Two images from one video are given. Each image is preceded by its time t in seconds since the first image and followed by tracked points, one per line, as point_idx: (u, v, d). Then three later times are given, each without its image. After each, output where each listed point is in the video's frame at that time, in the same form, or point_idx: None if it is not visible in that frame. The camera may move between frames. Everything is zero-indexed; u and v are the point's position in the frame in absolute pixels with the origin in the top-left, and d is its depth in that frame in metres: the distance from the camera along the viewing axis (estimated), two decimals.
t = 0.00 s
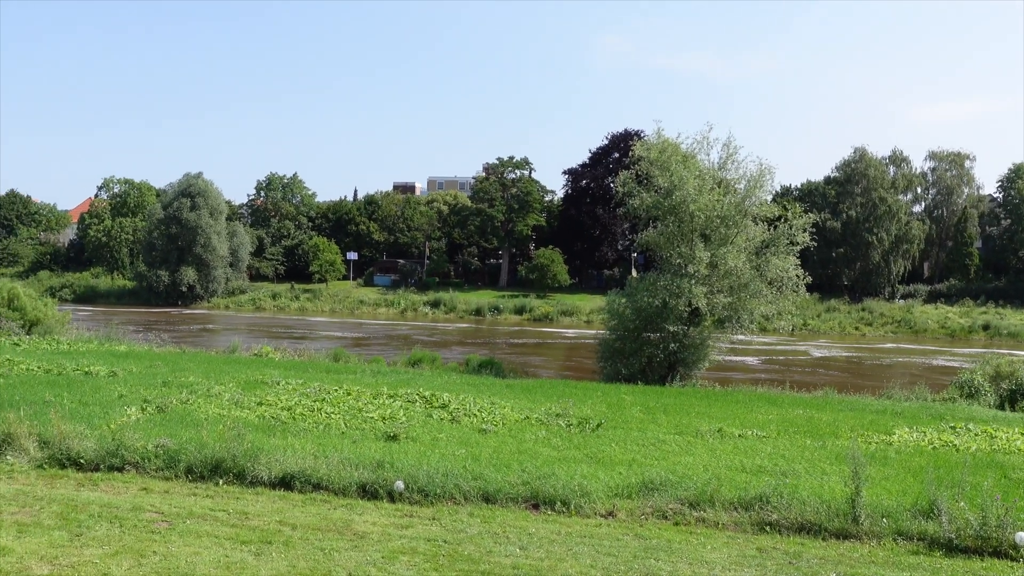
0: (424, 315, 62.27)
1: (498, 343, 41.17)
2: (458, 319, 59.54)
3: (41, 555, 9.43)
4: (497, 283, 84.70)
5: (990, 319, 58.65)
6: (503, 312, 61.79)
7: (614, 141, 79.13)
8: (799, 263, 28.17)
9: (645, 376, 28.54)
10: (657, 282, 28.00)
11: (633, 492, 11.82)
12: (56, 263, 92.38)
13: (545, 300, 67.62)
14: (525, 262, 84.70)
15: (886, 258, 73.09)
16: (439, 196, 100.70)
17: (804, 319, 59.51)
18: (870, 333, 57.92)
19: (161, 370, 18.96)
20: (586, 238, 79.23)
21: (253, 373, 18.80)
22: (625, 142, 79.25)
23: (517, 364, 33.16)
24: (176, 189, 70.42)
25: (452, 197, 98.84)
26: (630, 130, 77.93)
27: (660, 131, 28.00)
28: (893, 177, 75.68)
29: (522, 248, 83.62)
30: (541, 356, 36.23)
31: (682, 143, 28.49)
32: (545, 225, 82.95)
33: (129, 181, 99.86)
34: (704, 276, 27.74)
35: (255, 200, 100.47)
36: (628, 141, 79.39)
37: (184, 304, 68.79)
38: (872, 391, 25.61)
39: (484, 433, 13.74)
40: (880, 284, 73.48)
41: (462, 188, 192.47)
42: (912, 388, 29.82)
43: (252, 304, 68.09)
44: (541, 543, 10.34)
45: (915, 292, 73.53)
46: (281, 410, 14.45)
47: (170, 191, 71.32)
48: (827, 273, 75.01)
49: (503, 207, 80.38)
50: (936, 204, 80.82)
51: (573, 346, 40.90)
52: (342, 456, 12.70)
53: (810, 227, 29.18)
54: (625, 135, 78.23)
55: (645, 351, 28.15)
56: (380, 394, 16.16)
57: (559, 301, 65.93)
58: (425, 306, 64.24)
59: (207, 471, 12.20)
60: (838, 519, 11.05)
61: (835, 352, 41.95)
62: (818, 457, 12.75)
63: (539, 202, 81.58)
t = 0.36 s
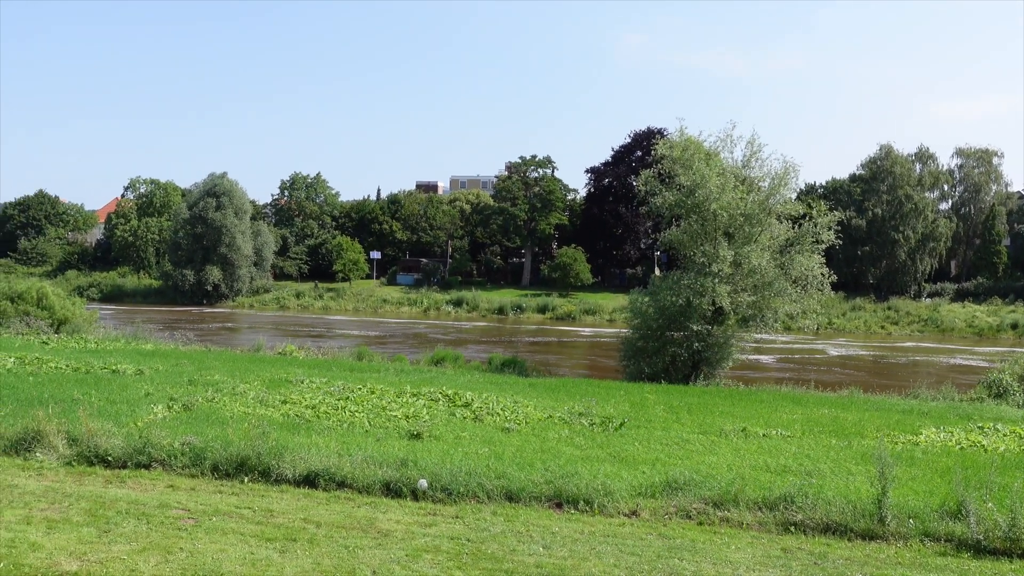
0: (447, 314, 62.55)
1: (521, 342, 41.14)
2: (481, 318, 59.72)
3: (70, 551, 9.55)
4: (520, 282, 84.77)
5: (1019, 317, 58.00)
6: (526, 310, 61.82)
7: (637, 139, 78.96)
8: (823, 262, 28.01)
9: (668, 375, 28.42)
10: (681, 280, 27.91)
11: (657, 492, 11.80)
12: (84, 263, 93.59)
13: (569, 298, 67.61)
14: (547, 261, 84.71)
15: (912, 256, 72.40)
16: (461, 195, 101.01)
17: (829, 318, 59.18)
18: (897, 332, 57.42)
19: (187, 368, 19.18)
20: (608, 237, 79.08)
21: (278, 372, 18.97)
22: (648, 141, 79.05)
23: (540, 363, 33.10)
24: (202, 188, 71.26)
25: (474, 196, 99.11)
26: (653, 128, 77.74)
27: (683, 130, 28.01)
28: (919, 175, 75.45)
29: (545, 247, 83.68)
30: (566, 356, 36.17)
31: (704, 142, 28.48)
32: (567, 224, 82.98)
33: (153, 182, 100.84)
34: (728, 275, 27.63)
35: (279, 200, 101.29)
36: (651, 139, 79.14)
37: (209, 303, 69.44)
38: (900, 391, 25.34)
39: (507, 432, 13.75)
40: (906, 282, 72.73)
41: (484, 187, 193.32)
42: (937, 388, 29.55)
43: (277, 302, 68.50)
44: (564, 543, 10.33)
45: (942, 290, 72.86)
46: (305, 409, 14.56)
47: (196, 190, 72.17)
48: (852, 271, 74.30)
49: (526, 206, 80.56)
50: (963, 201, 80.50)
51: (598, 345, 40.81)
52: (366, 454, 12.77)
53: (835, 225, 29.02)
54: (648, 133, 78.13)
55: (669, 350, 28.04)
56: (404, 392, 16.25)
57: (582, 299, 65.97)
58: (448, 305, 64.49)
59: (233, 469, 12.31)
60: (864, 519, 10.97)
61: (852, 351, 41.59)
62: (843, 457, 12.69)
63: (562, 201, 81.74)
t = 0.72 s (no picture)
0: (470, 314, 62.77)
1: (544, 342, 41.08)
2: (504, 317, 59.83)
3: (99, 548, 9.67)
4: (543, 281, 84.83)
5: None
6: (548, 310, 61.84)
7: (660, 137, 78.63)
8: (849, 260, 27.77)
9: (693, 374, 28.35)
10: (705, 279, 27.81)
11: (681, 491, 11.77)
12: (111, 263, 94.46)
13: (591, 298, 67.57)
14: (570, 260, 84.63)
15: (939, 255, 71.61)
16: (484, 195, 101.26)
17: (855, 317, 58.78)
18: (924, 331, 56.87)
19: (213, 368, 19.35)
20: (631, 236, 78.98)
21: (303, 371, 19.11)
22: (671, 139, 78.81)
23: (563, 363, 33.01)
24: (227, 189, 72.01)
25: (497, 196, 99.28)
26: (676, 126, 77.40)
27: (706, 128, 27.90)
28: (946, 173, 75.30)
29: (568, 247, 83.58)
30: (588, 355, 36.25)
31: (728, 139, 28.36)
32: (590, 223, 82.94)
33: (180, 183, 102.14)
34: (752, 274, 27.52)
35: (303, 201, 102.09)
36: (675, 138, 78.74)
37: (235, 303, 69.95)
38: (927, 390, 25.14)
39: (531, 431, 13.76)
40: (933, 281, 71.75)
41: (507, 187, 193.46)
42: (966, 388, 29.26)
43: (301, 302, 68.92)
44: (588, 542, 10.34)
45: (970, 289, 71.80)
46: (330, 408, 14.66)
47: (221, 191, 72.89)
48: (878, 269, 74.02)
49: (549, 206, 80.69)
50: (991, 199, 79.50)
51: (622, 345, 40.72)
52: (390, 453, 12.83)
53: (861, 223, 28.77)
54: (671, 132, 77.82)
55: (693, 349, 27.96)
56: (427, 391, 16.29)
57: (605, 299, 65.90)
58: (471, 305, 64.74)
59: (258, 467, 12.40)
60: (891, 520, 10.89)
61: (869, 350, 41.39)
62: (870, 458, 12.60)
63: (584, 200, 81.75)
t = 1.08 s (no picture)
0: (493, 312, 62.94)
1: (567, 340, 41.03)
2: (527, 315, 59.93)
3: (127, 543, 9.79)
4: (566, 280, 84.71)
5: None
6: (572, 308, 61.85)
7: (685, 135, 78.23)
8: (876, 259, 27.49)
9: (717, 373, 28.23)
10: (730, 278, 27.70)
11: (706, 491, 11.72)
12: (138, 260, 95.12)
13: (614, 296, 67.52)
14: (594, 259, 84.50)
15: (968, 254, 70.86)
16: (508, 193, 101.30)
17: (881, 317, 58.39)
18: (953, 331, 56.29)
19: (239, 364, 19.52)
20: (655, 234, 78.83)
21: (328, 368, 19.22)
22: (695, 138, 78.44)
23: (586, 362, 32.91)
24: (253, 187, 72.45)
25: (521, 194, 99.25)
26: (701, 125, 77.00)
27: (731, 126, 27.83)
28: (975, 171, 74.48)
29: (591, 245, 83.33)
30: (609, 353, 36.37)
31: (753, 138, 28.28)
32: (614, 222, 82.71)
33: (206, 181, 103.17)
34: (777, 272, 27.36)
35: (328, 199, 102.77)
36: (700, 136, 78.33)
37: (260, 300, 70.44)
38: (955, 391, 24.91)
39: (555, 429, 13.77)
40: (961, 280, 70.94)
41: (530, 185, 193.50)
42: (994, 388, 29.14)
43: (325, 300, 69.28)
44: (612, 540, 10.33)
45: (999, 288, 70.94)
46: (354, 405, 14.75)
47: (247, 189, 73.45)
48: (905, 269, 73.08)
49: (572, 204, 80.78)
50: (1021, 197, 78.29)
51: (645, 344, 40.60)
52: (414, 450, 12.89)
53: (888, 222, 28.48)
54: (695, 130, 77.45)
55: (717, 349, 27.84)
56: (451, 390, 16.32)
57: (629, 297, 65.75)
58: (494, 302, 64.97)
59: (283, 463, 12.50)
60: (919, 521, 10.79)
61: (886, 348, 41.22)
62: (898, 458, 12.51)
63: (608, 199, 81.62)
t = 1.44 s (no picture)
0: (518, 310, 63.08)
1: (591, 339, 40.93)
2: (552, 314, 60.02)
3: (157, 537, 9.91)
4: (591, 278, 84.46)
5: None
6: (596, 306, 61.80)
7: (711, 133, 77.80)
8: (905, 257, 27.20)
9: (743, 372, 28.13)
10: (756, 276, 27.55)
11: (732, 491, 11.68)
12: (166, 258, 95.91)
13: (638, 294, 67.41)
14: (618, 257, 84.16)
15: (999, 252, 70.01)
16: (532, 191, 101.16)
17: (909, 316, 58.00)
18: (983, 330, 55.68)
19: (265, 362, 19.69)
20: (681, 233, 78.59)
21: (354, 366, 19.33)
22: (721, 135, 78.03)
23: (610, 360, 32.81)
24: (279, 185, 72.95)
25: (545, 192, 99.08)
26: (727, 122, 76.52)
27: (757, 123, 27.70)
28: (1006, 168, 73.84)
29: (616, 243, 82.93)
30: (631, 351, 36.31)
31: (780, 135, 28.11)
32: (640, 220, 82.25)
33: (232, 180, 104.10)
34: (804, 271, 27.20)
35: (353, 197, 103.32)
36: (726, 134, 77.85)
37: (286, 298, 70.89)
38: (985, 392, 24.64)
39: (580, 428, 13.77)
40: (992, 279, 69.54)
41: (555, 183, 193.47)
42: None
43: (351, 298, 69.64)
44: (637, 540, 10.32)
45: None
46: (380, 402, 14.85)
47: (273, 187, 73.99)
48: (935, 267, 72.53)
49: (597, 202, 80.62)
50: None
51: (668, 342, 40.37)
52: (439, 448, 12.94)
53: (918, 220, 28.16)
54: (722, 127, 77.02)
55: (743, 348, 27.75)
56: (475, 388, 16.34)
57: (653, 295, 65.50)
58: (519, 301, 65.10)
59: (309, 460, 12.60)
60: (948, 523, 10.69)
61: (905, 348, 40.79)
62: (927, 459, 12.42)
63: (633, 196, 81.30)
